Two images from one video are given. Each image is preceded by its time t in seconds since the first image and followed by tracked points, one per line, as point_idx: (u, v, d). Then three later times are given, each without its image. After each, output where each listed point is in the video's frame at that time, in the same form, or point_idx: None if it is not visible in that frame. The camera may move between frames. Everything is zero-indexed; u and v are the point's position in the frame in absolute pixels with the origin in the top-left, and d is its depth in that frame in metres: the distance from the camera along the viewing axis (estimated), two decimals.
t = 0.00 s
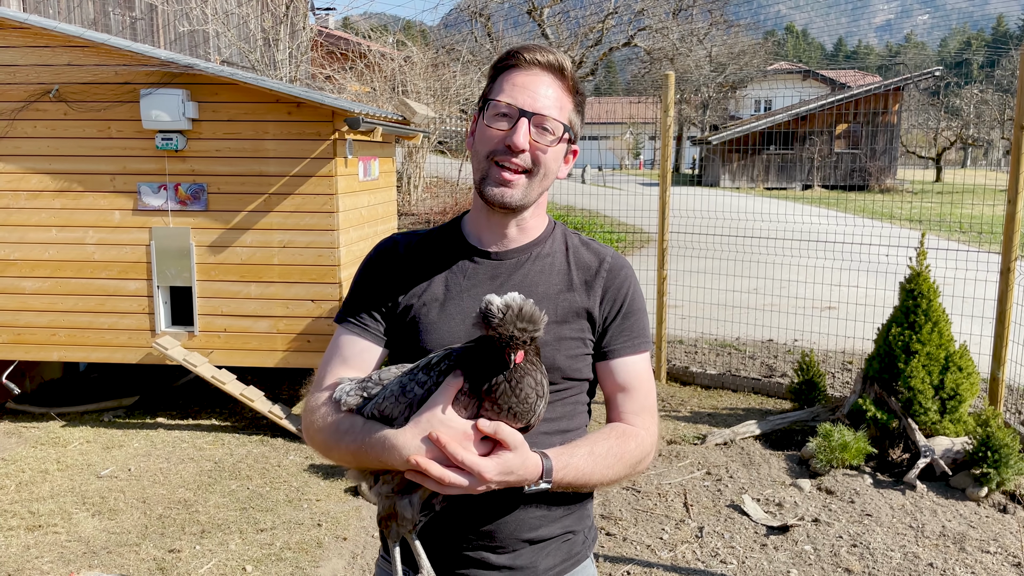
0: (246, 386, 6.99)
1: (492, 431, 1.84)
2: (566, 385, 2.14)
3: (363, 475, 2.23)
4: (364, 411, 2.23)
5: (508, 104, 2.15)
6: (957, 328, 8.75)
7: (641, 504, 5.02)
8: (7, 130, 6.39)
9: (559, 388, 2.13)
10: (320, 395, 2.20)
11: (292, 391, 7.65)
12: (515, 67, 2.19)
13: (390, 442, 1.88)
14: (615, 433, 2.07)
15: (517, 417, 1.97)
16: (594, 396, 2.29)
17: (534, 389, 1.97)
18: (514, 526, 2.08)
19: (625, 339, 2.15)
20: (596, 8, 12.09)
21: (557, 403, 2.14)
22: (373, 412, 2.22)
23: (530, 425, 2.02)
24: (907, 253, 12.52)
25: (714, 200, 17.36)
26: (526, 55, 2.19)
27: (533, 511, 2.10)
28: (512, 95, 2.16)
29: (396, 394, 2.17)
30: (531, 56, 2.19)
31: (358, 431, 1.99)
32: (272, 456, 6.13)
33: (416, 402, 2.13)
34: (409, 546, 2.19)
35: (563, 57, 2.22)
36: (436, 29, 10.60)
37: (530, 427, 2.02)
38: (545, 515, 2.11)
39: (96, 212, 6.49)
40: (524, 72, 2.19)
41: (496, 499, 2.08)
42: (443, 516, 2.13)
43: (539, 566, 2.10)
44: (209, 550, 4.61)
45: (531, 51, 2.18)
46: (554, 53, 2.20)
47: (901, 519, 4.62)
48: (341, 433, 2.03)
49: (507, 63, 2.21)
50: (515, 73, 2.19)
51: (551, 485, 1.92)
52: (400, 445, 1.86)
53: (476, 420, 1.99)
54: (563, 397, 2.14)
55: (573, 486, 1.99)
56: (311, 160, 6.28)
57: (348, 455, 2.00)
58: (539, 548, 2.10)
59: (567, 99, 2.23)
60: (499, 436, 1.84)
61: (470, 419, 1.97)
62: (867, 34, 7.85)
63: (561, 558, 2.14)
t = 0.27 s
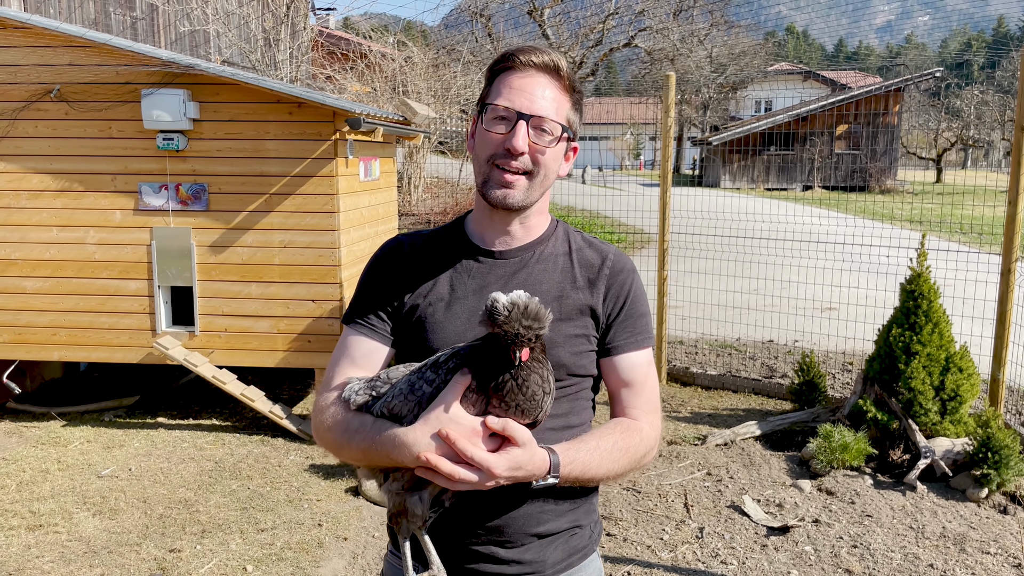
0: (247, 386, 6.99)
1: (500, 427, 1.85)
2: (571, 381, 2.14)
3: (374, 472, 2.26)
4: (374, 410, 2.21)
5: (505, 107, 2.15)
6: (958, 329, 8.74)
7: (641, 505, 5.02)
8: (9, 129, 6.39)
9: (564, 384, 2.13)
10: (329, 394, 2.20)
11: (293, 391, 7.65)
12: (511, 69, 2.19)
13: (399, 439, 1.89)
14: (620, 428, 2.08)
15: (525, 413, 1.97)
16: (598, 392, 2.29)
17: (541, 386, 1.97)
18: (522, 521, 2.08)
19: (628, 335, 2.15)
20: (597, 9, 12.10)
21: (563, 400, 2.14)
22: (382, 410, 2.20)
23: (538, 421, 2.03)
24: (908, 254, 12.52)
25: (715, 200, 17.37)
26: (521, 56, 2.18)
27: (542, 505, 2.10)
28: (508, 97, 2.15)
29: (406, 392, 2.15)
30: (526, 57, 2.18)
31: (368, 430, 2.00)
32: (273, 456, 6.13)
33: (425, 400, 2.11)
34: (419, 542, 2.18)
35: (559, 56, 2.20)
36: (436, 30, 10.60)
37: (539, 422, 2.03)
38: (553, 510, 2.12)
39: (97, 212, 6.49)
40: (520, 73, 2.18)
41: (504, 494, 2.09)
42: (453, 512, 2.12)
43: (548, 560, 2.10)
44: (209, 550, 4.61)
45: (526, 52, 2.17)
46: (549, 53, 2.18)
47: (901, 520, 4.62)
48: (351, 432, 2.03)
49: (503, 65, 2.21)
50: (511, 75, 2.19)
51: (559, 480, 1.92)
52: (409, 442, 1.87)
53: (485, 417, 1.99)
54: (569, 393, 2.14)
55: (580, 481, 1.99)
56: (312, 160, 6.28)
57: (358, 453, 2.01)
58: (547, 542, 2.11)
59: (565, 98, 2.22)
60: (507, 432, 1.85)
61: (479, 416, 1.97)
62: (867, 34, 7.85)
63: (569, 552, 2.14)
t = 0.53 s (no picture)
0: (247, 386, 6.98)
1: (509, 426, 1.85)
2: (577, 379, 2.13)
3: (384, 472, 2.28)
4: (383, 411, 2.19)
5: (502, 109, 2.15)
6: (959, 330, 8.73)
7: (642, 505, 5.02)
8: (10, 129, 6.39)
9: (570, 382, 2.13)
10: (338, 396, 2.19)
11: (293, 391, 7.65)
12: (507, 72, 2.18)
13: (409, 439, 1.89)
14: (626, 424, 2.08)
15: (532, 411, 1.97)
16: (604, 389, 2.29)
17: (547, 384, 1.97)
18: (531, 517, 2.08)
19: (633, 332, 2.14)
20: (597, 9, 12.11)
21: (568, 397, 2.14)
22: (393, 411, 2.19)
23: (545, 418, 2.02)
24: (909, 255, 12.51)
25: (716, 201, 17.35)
26: (517, 59, 2.17)
27: (551, 501, 2.10)
28: (506, 100, 2.15)
29: (413, 392, 2.15)
30: (522, 59, 2.17)
31: (378, 430, 2.00)
32: (274, 456, 6.13)
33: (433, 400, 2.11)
34: (431, 541, 2.19)
35: (555, 56, 2.19)
36: (438, 30, 10.60)
37: (545, 420, 2.02)
38: (562, 506, 2.11)
39: (98, 212, 6.49)
40: (516, 76, 2.17)
41: (514, 490, 2.08)
42: (464, 509, 2.13)
43: (556, 557, 2.09)
44: (210, 550, 4.61)
45: (522, 54, 2.16)
46: (545, 54, 2.17)
47: (902, 521, 4.62)
48: (362, 432, 2.03)
49: (499, 68, 2.20)
50: (508, 77, 2.18)
51: (566, 476, 1.93)
52: (419, 442, 1.87)
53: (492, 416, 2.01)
54: (575, 391, 2.14)
55: (587, 478, 1.99)
56: (313, 160, 6.28)
57: (369, 454, 2.01)
58: (555, 539, 2.10)
59: (563, 97, 2.21)
60: (515, 431, 1.85)
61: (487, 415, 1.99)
62: (868, 35, 7.84)
63: (577, 549, 2.13)
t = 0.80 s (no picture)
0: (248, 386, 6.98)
1: (512, 422, 1.85)
2: (582, 377, 2.14)
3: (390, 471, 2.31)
4: (388, 408, 2.24)
5: (504, 109, 2.15)
6: (960, 331, 8.73)
7: (642, 506, 5.02)
8: (10, 129, 6.39)
9: (574, 380, 2.13)
10: (343, 396, 2.20)
11: (294, 391, 7.65)
12: (509, 72, 2.18)
13: (412, 436, 1.89)
14: (631, 421, 2.07)
15: (536, 408, 1.98)
16: (609, 388, 2.28)
17: (550, 381, 1.97)
18: (536, 515, 2.08)
19: (637, 330, 2.14)
20: (598, 10, 12.12)
21: (573, 394, 2.13)
22: (398, 408, 2.23)
23: (549, 414, 2.02)
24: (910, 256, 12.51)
25: (717, 201, 17.35)
26: (519, 59, 2.17)
27: (555, 500, 2.10)
28: (508, 100, 2.15)
29: (417, 390, 2.18)
30: (523, 60, 2.17)
31: (382, 428, 2.00)
32: (274, 456, 6.13)
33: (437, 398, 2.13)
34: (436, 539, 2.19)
35: (557, 57, 2.19)
36: (438, 30, 10.59)
37: (549, 416, 2.02)
38: (567, 505, 2.11)
39: (98, 211, 6.49)
40: (518, 76, 2.17)
41: (518, 488, 2.08)
42: (468, 506, 2.13)
43: (561, 556, 2.09)
44: (210, 550, 4.61)
45: (523, 55, 2.16)
46: (547, 55, 2.17)
47: (903, 522, 4.62)
48: (366, 430, 2.04)
49: (501, 68, 2.20)
50: (509, 78, 2.18)
51: (571, 473, 1.93)
52: (423, 439, 1.86)
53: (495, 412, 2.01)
54: (580, 389, 2.14)
55: (592, 475, 1.99)
56: (314, 160, 6.28)
57: (373, 451, 2.01)
58: (560, 538, 2.10)
59: (565, 98, 2.21)
60: (519, 427, 1.84)
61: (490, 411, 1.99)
62: (868, 36, 7.84)
63: (583, 549, 2.13)
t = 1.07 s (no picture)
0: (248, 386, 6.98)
1: (512, 423, 1.85)
2: (584, 379, 2.14)
3: (389, 469, 2.28)
4: (389, 408, 2.26)
5: (509, 109, 2.15)
6: (960, 331, 8.72)
7: (642, 506, 5.02)
8: (11, 129, 6.39)
9: (576, 382, 2.13)
10: (345, 395, 2.20)
11: (295, 391, 7.66)
12: (513, 73, 2.18)
13: (412, 435, 1.89)
14: (633, 425, 2.07)
15: (536, 409, 1.97)
16: (612, 390, 2.28)
17: (551, 382, 1.96)
18: (537, 517, 2.08)
19: (639, 332, 2.14)
20: (599, 10, 12.13)
21: (576, 397, 2.13)
22: (398, 408, 2.25)
23: (549, 415, 2.01)
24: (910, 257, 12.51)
25: (718, 202, 17.35)
26: (524, 60, 2.18)
27: (557, 502, 2.10)
28: (512, 100, 2.15)
29: (419, 390, 2.18)
30: (528, 61, 2.18)
31: (383, 427, 2.00)
32: (275, 456, 6.13)
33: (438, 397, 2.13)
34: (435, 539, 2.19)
35: (562, 58, 2.20)
36: (439, 30, 10.60)
37: (550, 417, 2.02)
38: (569, 507, 2.11)
39: (99, 211, 6.50)
40: (523, 77, 2.18)
41: (519, 490, 2.08)
42: (468, 507, 2.13)
43: (562, 558, 2.09)
44: (211, 550, 4.61)
45: (528, 55, 2.17)
46: (552, 55, 2.18)
47: (903, 522, 4.62)
48: (367, 429, 2.04)
49: (506, 69, 2.20)
50: (514, 78, 2.18)
51: (571, 475, 1.92)
52: (422, 438, 1.86)
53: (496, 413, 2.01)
54: (582, 391, 2.14)
55: (593, 477, 1.99)
56: (314, 160, 6.28)
57: (374, 450, 2.01)
58: (562, 540, 2.10)
59: (569, 99, 2.21)
60: (519, 428, 1.84)
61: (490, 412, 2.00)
62: (869, 36, 7.84)
63: (585, 552, 2.13)
